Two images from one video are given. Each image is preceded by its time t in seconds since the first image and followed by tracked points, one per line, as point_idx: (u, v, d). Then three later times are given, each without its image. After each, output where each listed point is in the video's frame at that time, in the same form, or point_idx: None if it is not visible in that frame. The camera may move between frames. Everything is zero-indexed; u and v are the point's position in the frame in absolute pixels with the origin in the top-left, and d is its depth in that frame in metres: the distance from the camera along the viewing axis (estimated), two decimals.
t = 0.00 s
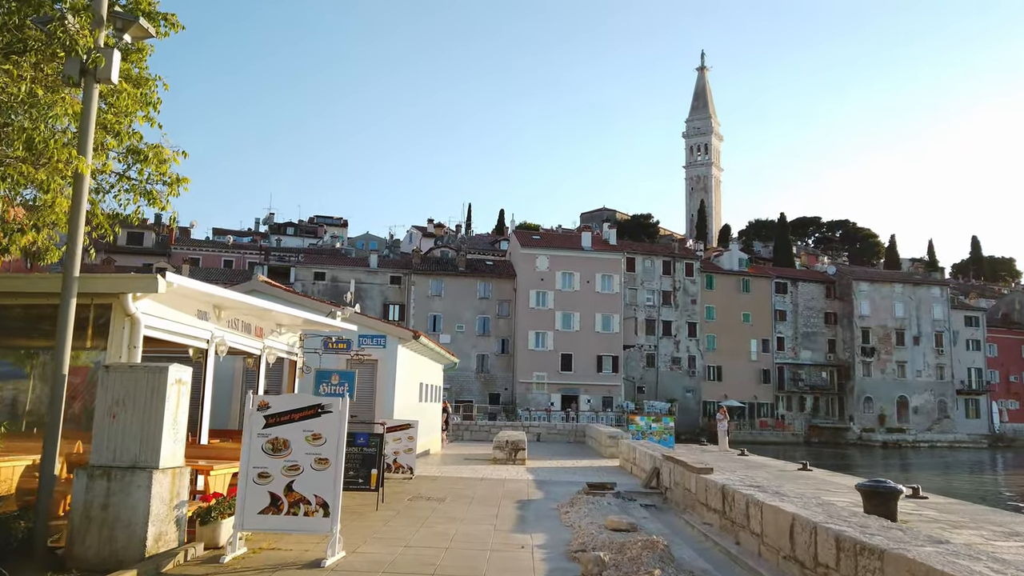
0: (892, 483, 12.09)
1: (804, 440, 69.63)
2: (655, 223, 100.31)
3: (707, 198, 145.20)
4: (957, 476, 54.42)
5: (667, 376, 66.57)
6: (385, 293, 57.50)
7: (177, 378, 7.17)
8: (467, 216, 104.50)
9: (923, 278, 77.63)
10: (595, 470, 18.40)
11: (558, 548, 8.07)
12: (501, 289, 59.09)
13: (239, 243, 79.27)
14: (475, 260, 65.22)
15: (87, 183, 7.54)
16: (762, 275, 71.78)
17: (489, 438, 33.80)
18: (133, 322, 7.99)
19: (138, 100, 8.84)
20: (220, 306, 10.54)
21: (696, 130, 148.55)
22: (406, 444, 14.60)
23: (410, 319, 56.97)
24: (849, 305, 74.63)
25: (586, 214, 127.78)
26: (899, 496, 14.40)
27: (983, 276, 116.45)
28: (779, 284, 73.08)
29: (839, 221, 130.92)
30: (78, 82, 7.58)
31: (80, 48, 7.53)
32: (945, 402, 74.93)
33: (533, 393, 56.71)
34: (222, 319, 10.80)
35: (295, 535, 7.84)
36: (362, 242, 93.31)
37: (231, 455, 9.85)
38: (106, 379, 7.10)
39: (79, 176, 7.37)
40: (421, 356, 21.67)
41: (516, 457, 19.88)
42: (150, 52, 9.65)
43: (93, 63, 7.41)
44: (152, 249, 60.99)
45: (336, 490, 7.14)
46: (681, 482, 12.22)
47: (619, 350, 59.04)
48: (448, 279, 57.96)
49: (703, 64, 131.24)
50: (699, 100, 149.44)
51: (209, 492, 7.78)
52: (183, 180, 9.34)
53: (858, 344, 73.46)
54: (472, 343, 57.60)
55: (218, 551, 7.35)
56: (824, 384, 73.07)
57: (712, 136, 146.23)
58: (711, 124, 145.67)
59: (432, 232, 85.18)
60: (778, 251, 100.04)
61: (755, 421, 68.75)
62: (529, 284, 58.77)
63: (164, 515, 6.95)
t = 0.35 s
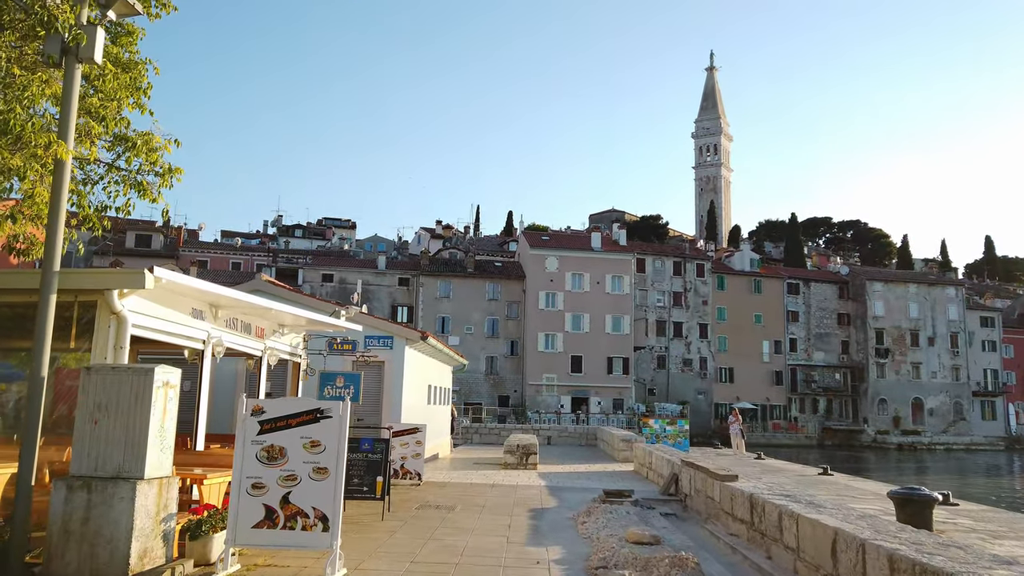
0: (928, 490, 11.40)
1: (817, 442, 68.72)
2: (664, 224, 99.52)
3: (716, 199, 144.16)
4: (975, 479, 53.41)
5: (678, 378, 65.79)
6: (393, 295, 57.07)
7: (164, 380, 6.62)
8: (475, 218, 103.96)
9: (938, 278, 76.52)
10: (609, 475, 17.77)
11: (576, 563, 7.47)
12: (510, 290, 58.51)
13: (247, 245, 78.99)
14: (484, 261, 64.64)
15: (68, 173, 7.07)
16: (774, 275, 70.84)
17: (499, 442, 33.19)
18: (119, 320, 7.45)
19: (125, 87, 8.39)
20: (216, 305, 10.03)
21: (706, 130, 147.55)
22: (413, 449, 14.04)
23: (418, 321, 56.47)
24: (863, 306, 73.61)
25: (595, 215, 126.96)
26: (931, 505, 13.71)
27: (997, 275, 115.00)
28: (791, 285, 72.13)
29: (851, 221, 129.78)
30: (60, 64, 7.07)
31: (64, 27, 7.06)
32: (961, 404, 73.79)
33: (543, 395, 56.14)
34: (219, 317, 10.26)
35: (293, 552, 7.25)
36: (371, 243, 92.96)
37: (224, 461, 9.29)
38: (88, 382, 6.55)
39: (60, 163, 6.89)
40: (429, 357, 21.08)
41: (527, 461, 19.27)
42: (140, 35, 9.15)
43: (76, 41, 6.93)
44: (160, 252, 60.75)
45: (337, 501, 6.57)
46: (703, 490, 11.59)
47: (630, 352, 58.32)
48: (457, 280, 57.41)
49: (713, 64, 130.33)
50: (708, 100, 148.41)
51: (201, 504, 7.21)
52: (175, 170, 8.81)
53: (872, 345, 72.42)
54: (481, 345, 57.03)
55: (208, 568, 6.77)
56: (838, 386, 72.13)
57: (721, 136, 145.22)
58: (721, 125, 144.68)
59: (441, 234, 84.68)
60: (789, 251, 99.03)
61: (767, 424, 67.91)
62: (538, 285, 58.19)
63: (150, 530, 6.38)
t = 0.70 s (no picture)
0: (968, 496, 10.71)
1: (831, 444, 67.78)
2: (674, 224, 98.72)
3: (726, 199, 143.12)
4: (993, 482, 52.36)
5: (689, 379, 65.00)
6: (402, 295, 56.59)
7: (149, 376, 6.06)
8: (483, 218, 103.48)
9: (953, 277, 75.38)
10: (623, 479, 17.14)
11: None
12: (520, 291, 57.91)
13: (256, 246, 78.73)
14: (492, 261, 64.05)
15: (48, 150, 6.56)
16: (786, 275, 69.90)
17: (508, 444, 32.60)
18: (103, 312, 6.90)
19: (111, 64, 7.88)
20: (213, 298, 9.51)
21: (715, 130, 146.54)
22: (421, 451, 13.46)
23: (427, 321, 55.96)
24: (877, 306, 72.56)
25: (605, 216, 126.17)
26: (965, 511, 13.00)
27: (1012, 276, 113.48)
28: (803, 285, 71.18)
29: (862, 221, 128.67)
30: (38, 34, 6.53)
31: None
32: (977, 406, 72.65)
33: (553, 396, 55.53)
34: (215, 312, 9.68)
35: (289, 564, 6.68)
36: (379, 244, 92.64)
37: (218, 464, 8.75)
38: (65, 378, 5.99)
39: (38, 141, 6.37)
40: (437, 357, 20.51)
41: (538, 464, 18.67)
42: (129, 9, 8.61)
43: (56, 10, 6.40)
44: (168, 253, 60.54)
45: (337, 508, 5.98)
46: (727, 494, 10.99)
47: (640, 353, 57.61)
48: (466, 280, 56.87)
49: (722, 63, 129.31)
50: (717, 100, 147.39)
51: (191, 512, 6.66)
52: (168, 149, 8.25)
53: (886, 346, 71.41)
54: (490, 346, 56.45)
55: None
56: (851, 387, 71.12)
57: (731, 136, 144.17)
58: (730, 125, 143.65)
59: (449, 234, 84.23)
60: (801, 252, 98.01)
61: (779, 425, 67.04)
62: (547, 285, 57.56)
63: (132, 541, 5.82)
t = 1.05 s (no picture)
0: (1007, 499, 10.03)
1: (844, 445, 66.89)
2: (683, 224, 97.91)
3: (735, 198, 142.01)
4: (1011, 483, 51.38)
5: (699, 379, 64.23)
6: (409, 296, 56.11)
7: (123, 371, 5.50)
8: (491, 218, 102.89)
9: (967, 276, 74.29)
10: (637, 481, 16.54)
11: None
12: (528, 290, 57.35)
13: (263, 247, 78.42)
14: (500, 261, 63.48)
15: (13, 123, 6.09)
16: (797, 274, 69.00)
17: (517, 445, 32.04)
18: (76, 301, 6.39)
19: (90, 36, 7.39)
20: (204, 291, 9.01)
21: (723, 129, 145.46)
22: (426, 452, 12.95)
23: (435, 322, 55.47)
24: (889, 305, 71.58)
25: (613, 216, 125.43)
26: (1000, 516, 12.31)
27: None
28: (815, 284, 70.27)
29: (872, 220, 127.43)
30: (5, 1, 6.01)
31: None
32: (992, 406, 71.56)
33: (561, 397, 54.90)
34: (206, 304, 9.17)
35: None
36: (386, 245, 92.22)
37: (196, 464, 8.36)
38: (33, 373, 5.44)
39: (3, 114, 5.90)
40: (444, 356, 19.97)
41: (549, 466, 18.08)
42: None
43: None
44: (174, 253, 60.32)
45: (329, 516, 5.42)
46: (749, 498, 10.40)
47: (650, 353, 56.91)
48: (473, 280, 56.35)
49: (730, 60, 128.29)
50: (725, 99, 146.31)
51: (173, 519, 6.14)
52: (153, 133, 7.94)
53: (898, 345, 70.42)
54: (497, 346, 55.87)
55: None
56: (864, 387, 70.15)
57: (740, 135, 143.06)
58: (739, 124, 142.56)
59: (457, 234, 83.73)
60: (811, 251, 97.02)
61: (791, 426, 66.22)
62: (555, 285, 56.96)
63: (105, 552, 5.28)
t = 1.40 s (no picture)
0: None
1: (857, 446, 65.97)
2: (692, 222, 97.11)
3: (745, 197, 140.93)
4: None
5: (710, 379, 63.45)
6: (417, 295, 55.63)
7: (91, 371, 4.97)
8: (499, 217, 102.32)
9: (982, 273, 73.17)
10: (652, 485, 15.92)
11: None
12: (536, 290, 56.77)
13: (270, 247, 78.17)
14: (508, 260, 62.91)
15: None
16: (809, 272, 68.07)
17: (527, 446, 31.45)
18: (50, 298, 5.87)
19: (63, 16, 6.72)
20: (194, 286, 8.46)
21: (733, 128, 144.37)
22: (433, 455, 12.47)
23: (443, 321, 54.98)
24: (903, 303, 70.57)
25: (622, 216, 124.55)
26: None
27: None
28: (827, 282, 69.34)
29: (884, 218, 126.10)
30: None
31: None
32: (1008, 405, 70.44)
33: (571, 397, 54.26)
34: (197, 299, 8.62)
35: None
36: (394, 244, 91.76)
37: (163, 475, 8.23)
38: None
39: None
40: (451, 355, 19.42)
41: (560, 469, 17.49)
42: None
43: None
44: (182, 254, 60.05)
45: (320, 532, 4.86)
46: (775, 505, 9.78)
47: (660, 352, 56.18)
48: (481, 280, 55.82)
49: (739, 57, 127.02)
50: (734, 97, 145.25)
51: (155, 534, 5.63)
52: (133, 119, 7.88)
53: (913, 344, 69.42)
54: (506, 346, 55.32)
55: None
56: (878, 386, 69.18)
57: (749, 133, 141.97)
58: (749, 121, 141.48)
59: (465, 233, 83.23)
60: (822, 249, 95.98)
61: (804, 426, 65.39)
62: (565, 284, 56.32)
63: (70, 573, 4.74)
